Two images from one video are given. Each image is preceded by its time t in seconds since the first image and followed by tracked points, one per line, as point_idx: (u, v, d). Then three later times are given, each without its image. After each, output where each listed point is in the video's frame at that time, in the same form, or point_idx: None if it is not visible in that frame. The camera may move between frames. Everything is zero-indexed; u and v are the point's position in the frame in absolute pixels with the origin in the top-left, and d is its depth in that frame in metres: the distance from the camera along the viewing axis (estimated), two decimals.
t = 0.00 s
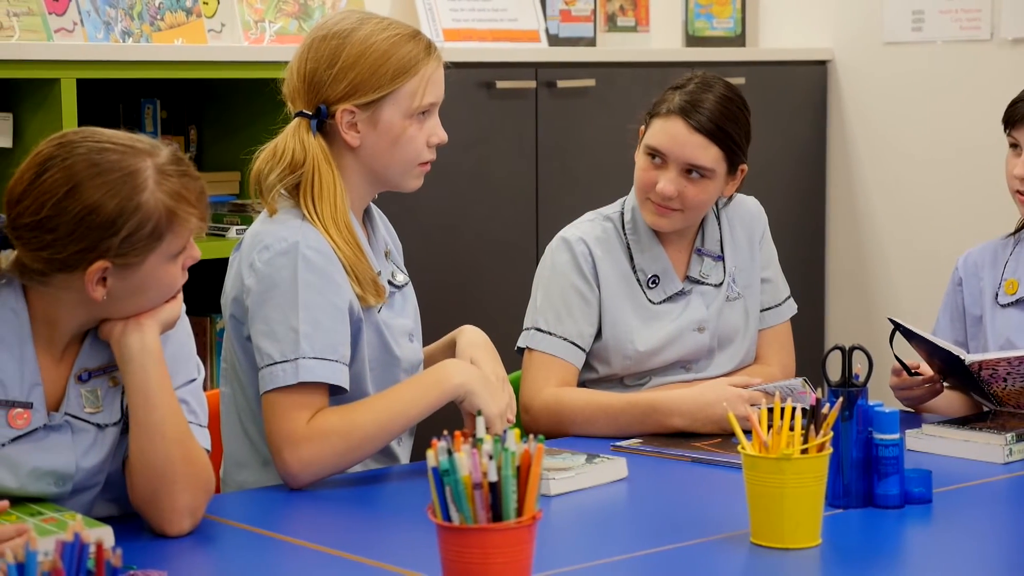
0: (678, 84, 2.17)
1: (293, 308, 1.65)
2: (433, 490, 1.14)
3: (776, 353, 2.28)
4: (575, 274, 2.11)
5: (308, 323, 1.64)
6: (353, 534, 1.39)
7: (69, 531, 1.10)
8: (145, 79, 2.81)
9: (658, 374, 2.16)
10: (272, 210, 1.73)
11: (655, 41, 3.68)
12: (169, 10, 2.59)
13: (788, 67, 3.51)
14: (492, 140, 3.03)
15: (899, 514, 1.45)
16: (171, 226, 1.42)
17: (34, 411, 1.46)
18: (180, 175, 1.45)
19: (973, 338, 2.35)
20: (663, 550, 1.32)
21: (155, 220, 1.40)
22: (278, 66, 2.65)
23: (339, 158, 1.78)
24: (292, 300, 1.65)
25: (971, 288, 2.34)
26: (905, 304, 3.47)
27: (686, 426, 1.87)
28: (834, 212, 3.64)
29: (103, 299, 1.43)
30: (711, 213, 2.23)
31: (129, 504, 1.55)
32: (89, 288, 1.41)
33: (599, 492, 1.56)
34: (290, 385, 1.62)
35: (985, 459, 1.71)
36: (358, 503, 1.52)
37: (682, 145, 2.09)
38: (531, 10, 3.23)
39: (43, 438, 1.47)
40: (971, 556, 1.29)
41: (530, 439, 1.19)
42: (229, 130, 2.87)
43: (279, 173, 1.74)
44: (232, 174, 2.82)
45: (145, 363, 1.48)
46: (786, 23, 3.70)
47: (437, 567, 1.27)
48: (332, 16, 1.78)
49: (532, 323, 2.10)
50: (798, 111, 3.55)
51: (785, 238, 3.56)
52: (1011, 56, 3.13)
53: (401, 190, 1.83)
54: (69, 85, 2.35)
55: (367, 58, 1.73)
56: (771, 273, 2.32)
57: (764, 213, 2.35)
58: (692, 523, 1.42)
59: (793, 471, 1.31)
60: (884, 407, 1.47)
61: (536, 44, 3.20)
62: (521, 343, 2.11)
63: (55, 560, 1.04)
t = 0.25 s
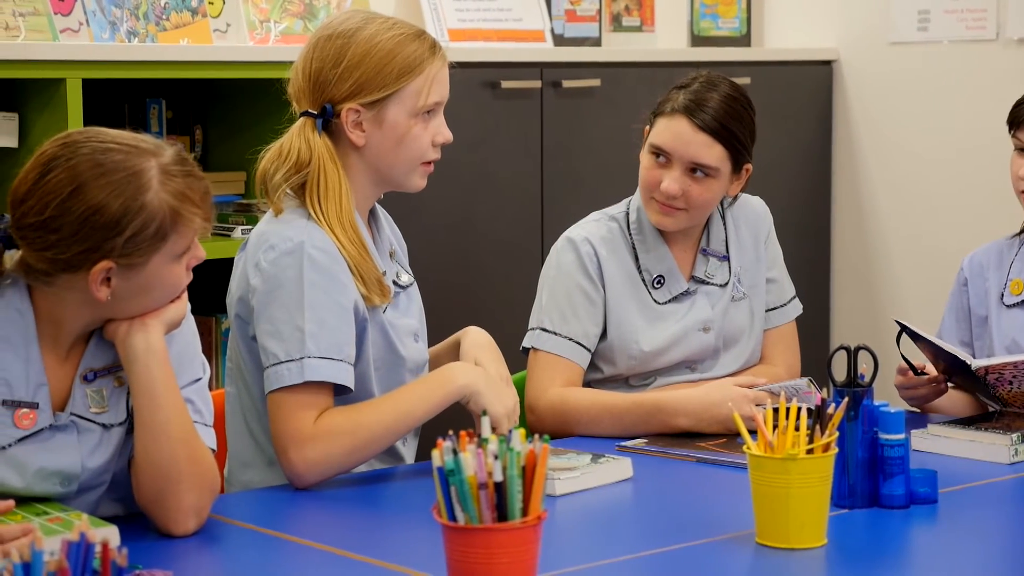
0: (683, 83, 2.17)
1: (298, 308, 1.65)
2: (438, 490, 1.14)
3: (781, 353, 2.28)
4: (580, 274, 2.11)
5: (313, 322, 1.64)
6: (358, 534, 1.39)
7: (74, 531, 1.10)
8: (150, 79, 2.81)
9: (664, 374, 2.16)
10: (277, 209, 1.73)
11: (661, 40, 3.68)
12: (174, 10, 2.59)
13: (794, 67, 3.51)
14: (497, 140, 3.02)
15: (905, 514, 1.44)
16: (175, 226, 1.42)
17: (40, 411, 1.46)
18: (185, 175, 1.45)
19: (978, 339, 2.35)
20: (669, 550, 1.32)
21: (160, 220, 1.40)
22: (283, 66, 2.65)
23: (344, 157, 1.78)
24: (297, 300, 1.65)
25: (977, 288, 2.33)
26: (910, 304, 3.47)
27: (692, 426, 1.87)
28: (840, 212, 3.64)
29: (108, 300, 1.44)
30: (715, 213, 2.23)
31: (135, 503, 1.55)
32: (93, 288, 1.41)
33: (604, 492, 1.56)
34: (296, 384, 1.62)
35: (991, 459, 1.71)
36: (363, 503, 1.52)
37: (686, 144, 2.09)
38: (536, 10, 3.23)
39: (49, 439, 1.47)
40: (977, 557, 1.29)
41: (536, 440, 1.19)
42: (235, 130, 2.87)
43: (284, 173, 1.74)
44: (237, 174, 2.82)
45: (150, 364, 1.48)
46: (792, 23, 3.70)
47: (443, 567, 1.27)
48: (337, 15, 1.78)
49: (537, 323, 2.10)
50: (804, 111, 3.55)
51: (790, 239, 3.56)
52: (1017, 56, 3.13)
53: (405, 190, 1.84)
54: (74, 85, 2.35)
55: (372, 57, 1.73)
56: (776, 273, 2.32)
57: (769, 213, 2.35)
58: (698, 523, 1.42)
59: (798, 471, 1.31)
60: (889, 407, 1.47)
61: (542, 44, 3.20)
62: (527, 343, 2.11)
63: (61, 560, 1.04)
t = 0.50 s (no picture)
0: (687, 82, 2.17)
1: (300, 308, 1.65)
2: (441, 490, 1.14)
3: (785, 353, 2.28)
4: (583, 274, 2.11)
5: (315, 322, 1.64)
6: (362, 534, 1.39)
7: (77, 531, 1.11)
8: (154, 79, 2.81)
9: (667, 374, 2.16)
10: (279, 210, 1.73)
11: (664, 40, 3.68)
12: (178, 10, 2.59)
13: (797, 67, 3.51)
14: (500, 140, 3.02)
15: (909, 514, 1.44)
16: (176, 226, 1.42)
17: (43, 411, 1.46)
18: (186, 175, 1.45)
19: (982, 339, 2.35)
20: (672, 550, 1.32)
21: (161, 219, 1.40)
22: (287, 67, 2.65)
23: (347, 157, 1.78)
24: (299, 300, 1.65)
25: (980, 288, 2.33)
26: (914, 304, 3.47)
27: (695, 426, 1.87)
28: (843, 211, 3.64)
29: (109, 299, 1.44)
30: (719, 213, 2.23)
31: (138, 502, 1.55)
32: (94, 288, 1.41)
33: (607, 492, 1.56)
34: (298, 384, 1.62)
35: (995, 459, 1.71)
36: (366, 502, 1.52)
37: (690, 144, 2.08)
38: (539, 10, 3.23)
39: (52, 439, 1.47)
40: (980, 556, 1.29)
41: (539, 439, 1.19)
42: (238, 130, 2.87)
43: (287, 172, 1.74)
44: (241, 174, 2.82)
45: (152, 364, 1.48)
46: (795, 23, 3.70)
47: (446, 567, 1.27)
48: (341, 15, 1.78)
49: (541, 323, 2.10)
50: (807, 111, 3.55)
51: (793, 239, 3.56)
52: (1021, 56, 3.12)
53: (407, 190, 1.84)
54: (78, 86, 2.35)
55: (376, 56, 1.73)
56: (778, 273, 2.32)
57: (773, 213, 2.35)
58: (700, 523, 1.42)
59: (801, 471, 1.31)
60: (892, 407, 1.47)
61: (545, 44, 3.20)
62: (530, 342, 2.11)
63: (65, 559, 1.04)
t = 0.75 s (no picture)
0: (689, 82, 2.17)
1: (295, 308, 1.65)
2: (443, 489, 1.15)
3: (786, 353, 2.29)
4: (585, 274, 2.11)
5: (310, 322, 1.64)
6: (363, 533, 1.40)
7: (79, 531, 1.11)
8: (155, 79, 2.81)
9: (668, 374, 2.16)
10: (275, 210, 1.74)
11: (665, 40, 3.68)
12: (179, 10, 2.59)
13: (799, 67, 3.51)
14: (502, 140, 3.02)
15: (910, 514, 1.45)
16: (176, 225, 1.42)
17: (45, 411, 1.47)
18: (187, 175, 1.45)
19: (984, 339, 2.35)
20: (673, 550, 1.32)
21: (160, 219, 1.40)
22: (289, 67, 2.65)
23: (345, 155, 1.78)
24: (294, 300, 1.65)
25: (981, 288, 2.34)
26: (915, 304, 3.47)
27: (697, 426, 1.87)
28: (845, 211, 3.63)
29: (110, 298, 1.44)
30: (720, 212, 2.23)
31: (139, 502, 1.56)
32: (94, 287, 1.41)
33: (608, 492, 1.56)
34: (295, 384, 1.63)
35: (996, 459, 1.71)
36: (368, 502, 1.52)
37: (691, 144, 2.09)
38: (541, 10, 3.23)
39: (54, 438, 1.47)
40: (982, 556, 1.29)
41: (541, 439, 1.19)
42: (240, 131, 2.87)
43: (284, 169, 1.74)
44: (242, 174, 2.82)
45: (154, 364, 1.48)
46: (796, 23, 3.70)
47: (448, 566, 1.27)
48: (342, 14, 1.78)
49: (542, 323, 2.10)
50: (809, 111, 3.55)
51: (795, 239, 3.56)
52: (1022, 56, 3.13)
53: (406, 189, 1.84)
54: (79, 85, 2.35)
55: (376, 53, 1.73)
56: (779, 273, 2.32)
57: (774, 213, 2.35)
58: (701, 523, 1.42)
59: (803, 471, 1.31)
60: (893, 407, 1.47)
61: (547, 44, 3.20)
62: (532, 342, 2.10)
63: (66, 559, 1.04)
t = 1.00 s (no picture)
0: (690, 83, 2.17)
1: (301, 309, 1.65)
2: (445, 489, 1.15)
3: (787, 353, 2.28)
4: (587, 274, 2.11)
5: (316, 323, 1.64)
6: (364, 533, 1.39)
7: (81, 531, 1.11)
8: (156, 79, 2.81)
9: (670, 375, 2.16)
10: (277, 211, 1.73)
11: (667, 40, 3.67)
12: (180, 10, 2.59)
13: (800, 67, 3.51)
14: (503, 140, 3.02)
15: (912, 514, 1.44)
16: (176, 225, 1.42)
17: (46, 411, 1.46)
18: (187, 174, 1.45)
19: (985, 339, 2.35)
20: (674, 550, 1.32)
21: (160, 219, 1.40)
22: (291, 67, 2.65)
23: (347, 159, 1.78)
24: (299, 301, 1.65)
25: (983, 287, 2.34)
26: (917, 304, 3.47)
27: (698, 426, 1.87)
28: (846, 211, 3.63)
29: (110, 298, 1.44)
30: (722, 213, 2.23)
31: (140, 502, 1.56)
32: (94, 288, 1.41)
33: (609, 492, 1.56)
34: (300, 385, 1.62)
35: (998, 459, 1.71)
36: (369, 502, 1.52)
37: (695, 146, 2.08)
38: (542, 10, 3.23)
39: (55, 439, 1.47)
40: (983, 556, 1.29)
41: (543, 440, 1.19)
42: (241, 131, 2.87)
43: (287, 174, 1.74)
44: (244, 174, 2.82)
45: (156, 364, 1.48)
46: (798, 23, 3.70)
47: (449, 567, 1.27)
48: (340, 15, 1.78)
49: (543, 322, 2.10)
50: (810, 111, 3.54)
51: (795, 240, 3.56)
52: None
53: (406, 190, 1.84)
54: (81, 85, 2.35)
55: (376, 55, 1.73)
56: (781, 273, 2.32)
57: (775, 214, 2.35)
58: (702, 523, 1.42)
59: (804, 471, 1.30)
60: (895, 407, 1.47)
61: (548, 44, 3.19)
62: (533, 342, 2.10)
63: (67, 559, 1.04)
